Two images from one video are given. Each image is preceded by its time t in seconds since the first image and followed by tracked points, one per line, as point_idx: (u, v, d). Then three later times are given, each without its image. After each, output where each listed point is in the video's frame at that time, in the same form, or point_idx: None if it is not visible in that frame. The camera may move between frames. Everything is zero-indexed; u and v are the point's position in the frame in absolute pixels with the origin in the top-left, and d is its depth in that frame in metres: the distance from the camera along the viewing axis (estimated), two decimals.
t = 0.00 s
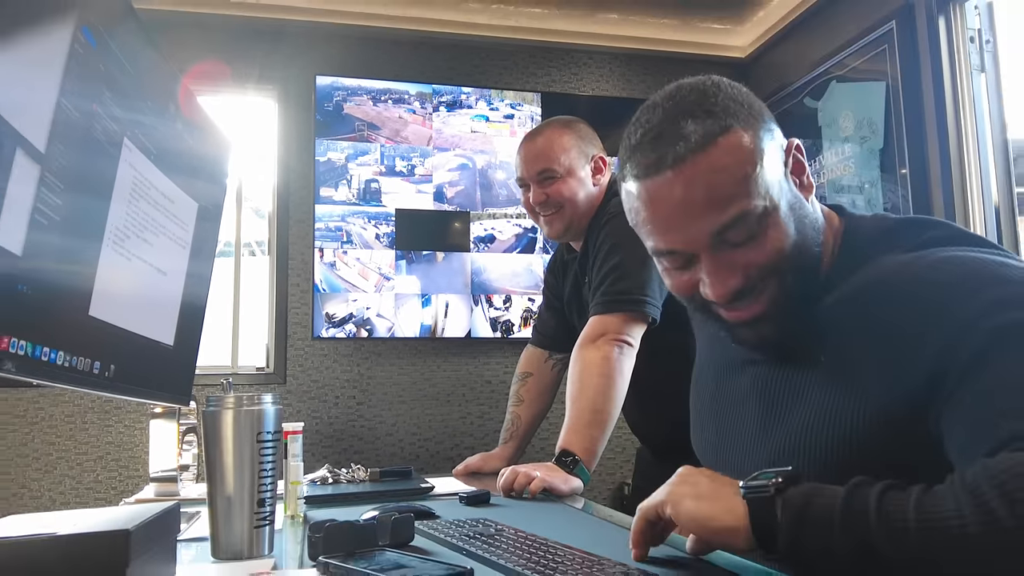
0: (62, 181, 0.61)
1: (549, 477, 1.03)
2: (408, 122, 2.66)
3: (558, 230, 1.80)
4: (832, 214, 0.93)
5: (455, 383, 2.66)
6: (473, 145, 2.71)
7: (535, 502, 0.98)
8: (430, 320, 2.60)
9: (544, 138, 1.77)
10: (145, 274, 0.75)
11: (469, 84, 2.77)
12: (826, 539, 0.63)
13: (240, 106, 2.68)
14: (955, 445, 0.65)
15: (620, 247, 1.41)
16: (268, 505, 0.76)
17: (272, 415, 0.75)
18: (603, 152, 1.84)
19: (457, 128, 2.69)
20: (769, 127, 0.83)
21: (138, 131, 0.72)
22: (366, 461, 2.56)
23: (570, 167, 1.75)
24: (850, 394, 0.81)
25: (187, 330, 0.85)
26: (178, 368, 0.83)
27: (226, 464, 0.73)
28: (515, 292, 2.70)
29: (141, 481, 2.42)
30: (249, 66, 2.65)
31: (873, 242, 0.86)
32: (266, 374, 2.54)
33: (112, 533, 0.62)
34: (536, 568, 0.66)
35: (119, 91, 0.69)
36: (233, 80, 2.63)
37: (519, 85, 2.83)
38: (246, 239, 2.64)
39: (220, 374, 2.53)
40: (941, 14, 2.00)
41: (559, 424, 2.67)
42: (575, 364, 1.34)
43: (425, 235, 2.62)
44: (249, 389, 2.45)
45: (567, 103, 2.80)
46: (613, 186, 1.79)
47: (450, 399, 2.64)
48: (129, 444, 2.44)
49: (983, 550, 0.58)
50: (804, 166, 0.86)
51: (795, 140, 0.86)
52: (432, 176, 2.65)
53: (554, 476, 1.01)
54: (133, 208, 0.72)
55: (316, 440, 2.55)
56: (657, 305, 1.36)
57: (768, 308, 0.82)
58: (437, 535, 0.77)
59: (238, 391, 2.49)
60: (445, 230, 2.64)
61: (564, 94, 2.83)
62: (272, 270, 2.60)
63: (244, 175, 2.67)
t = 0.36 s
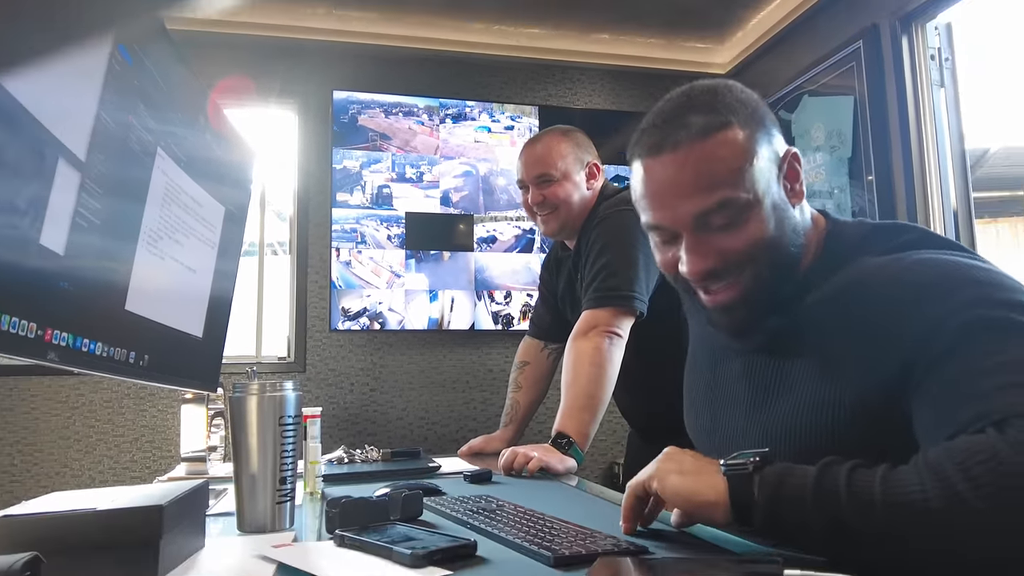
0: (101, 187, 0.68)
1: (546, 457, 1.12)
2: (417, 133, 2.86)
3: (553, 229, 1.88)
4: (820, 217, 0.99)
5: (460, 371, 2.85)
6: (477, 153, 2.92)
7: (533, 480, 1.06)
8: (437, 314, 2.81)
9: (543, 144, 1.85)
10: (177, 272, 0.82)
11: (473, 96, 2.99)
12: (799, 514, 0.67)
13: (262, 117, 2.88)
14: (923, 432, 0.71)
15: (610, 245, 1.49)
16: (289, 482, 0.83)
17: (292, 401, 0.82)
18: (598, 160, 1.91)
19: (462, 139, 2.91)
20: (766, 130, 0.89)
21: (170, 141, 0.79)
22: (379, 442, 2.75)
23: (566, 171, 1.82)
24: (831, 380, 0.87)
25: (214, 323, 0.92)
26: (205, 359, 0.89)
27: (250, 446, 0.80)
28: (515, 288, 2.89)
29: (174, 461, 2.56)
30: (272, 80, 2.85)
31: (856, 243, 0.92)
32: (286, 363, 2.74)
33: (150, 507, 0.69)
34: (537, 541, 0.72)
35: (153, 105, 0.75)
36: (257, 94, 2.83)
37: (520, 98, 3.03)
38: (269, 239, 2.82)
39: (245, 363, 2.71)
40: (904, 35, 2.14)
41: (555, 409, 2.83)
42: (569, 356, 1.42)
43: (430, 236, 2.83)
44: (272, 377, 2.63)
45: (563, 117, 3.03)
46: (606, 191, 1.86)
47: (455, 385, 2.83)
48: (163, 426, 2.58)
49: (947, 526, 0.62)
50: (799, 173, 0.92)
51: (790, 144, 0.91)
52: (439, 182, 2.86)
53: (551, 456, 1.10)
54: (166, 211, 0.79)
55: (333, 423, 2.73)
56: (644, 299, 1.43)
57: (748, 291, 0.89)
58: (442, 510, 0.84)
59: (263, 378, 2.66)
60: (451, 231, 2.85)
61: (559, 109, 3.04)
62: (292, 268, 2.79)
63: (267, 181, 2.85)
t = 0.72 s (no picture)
0: (139, 192, 0.73)
1: (543, 437, 1.23)
2: (427, 144, 3.05)
3: (549, 227, 1.97)
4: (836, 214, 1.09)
5: (465, 357, 3.05)
6: (480, 162, 3.10)
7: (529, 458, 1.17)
8: (444, 307, 3.00)
9: (541, 148, 1.93)
10: (207, 269, 0.89)
11: (476, 111, 3.17)
12: (763, 476, 0.74)
13: (287, 131, 3.03)
14: (899, 398, 0.80)
15: (601, 243, 1.57)
16: (310, 458, 0.92)
17: (313, 385, 0.91)
18: (592, 165, 2.00)
19: (467, 148, 3.09)
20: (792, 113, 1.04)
21: (202, 151, 0.85)
22: (391, 423, 2.95)
23: (563, 173, 1.90)
24: (823, 351, 0.94)
25: (242, 317, 1.00)
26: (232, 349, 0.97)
27: (274, 426, 0.88)
28: (515, 284, 3.09)
29: (205, 440, 2.83)
30: (294, 96, 3.01)
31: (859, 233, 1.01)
32: (308, 352, 2.92)
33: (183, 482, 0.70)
34: (529, 511, 0.78)
35: (187, 119, 0.81)
36: (283, 110, 3.00)
37: (518, 112, 3.23)
38: (292, 240, 3.00)
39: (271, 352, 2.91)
40: (867, 55, 2.43)
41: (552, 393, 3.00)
42: (563, 347, 1.50)
43: (440, 235, 3.01)
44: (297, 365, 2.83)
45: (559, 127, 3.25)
46: (598, 194, 1.95)
47: (461, 370, 3.04)
48: (196, 409, 2.84)
49: (896, 483, 0.68)
50: (811, 160, 1.05)
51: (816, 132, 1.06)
52: (446, 189, 3.05)
53: (548, 437, 1.20)
54: (198, 215, 0.85)
55: (350, 407, 2.93)
56: (632, 294, 1.52)
57: (727, 229, 1.07)
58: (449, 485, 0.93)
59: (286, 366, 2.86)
60: (456, 232, 3.03)
61: (554, 120, 3.25)
62: (313, 267, 2.97)
63: (291, 188, 3.02)
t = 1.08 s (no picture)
0: (152, 195, 0.72)
1: (541, 431, 1.27)
2: (429, 147, 3.08)
3: (546, 226, 2.01)
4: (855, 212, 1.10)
5: (466, 354, 3.09)
6: (482, 165, 3.13)
7: (529, 451, 1.20)
8: (447, 305, 3.03)
9: (541, 150, 1.96)
10: (217, 268, 0.90)
11: (477, 117, 3.21)
12: (745, 439, 0.77)
13: (295, 135, 3.07)
14: (897, 385, 0.81)
15: (596, 243, 1.60)
16: (317, 451, 0.95)
17: (320, 381, 0.94)
18: (589, 168, 2.04)
19: (468, 152, 3.12)
20: (813, 100, 1.14)
21: (213, 154, 0.86)
22: (395, 417, 2.99)
23: (561, 175, 1.94)
24: (838, 341, 0.97)
25: (252, 315, 1.03)
26: (241, 344, 0.99)
27: (283, 420, 0.91)
28: (515, 283, 3.12)
29: (216, 433, 2.86)
30: (302, 101, 3.05)
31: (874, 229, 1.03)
32: (315, 348, 2.96)
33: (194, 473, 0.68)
34: (529, 502, 0.81)
35: (198, 122, 0.81)
36: (291, 115, 3.03)
37: (518, 117, 3.26)
38: (300, 240, 3.04)
39: (279, 348, 2.95)
40: (855, 61, 2.49)
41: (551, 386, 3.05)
42: (560, 344, 1.53)
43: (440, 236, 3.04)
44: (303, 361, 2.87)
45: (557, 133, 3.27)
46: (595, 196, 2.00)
47: (462, 366, 3.08)
48: (207, 404, 2.88)
49: (881, 457, 0.69)
50: (818, 139, 1.12)
51: (839, 122, 1.13)
52: (448, 191, 3.08)
53: (546, 431, 1.25)
54: (208, 216, 0.85)
55: (356, 402, 2.96)
56: (626, 292, 1.55)
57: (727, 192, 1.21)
58: (451, 476, 0.97)
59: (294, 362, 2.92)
60: (458, 233, 3.06)
61: (552, 126, 3.27)
62: (319, 267, 3.01)
63: (298, 190, 3.05)
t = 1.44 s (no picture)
0: (152, 195, 0.72)
1: (541, 431, 1.27)
2: (429, 147, 3.08)
3: (550, 227, 2.01)
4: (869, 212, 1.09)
5: (466, 354, 3.09)
6: (482, 165, 3.14)
7: (529, 451, 1.20)
8: (447, 305, 3.03)
9: (544, 151, 1.97)
10: (217, 268, 0.90)
11: (477, 116, 3.21)
12: (738, 430, 0.80)
13: (295, 135, 3.07)
14: (894, 383, 0.81)
15: (599, 245, 1.60)
16: (317, 452, 0.95)
17: (319, 381, 0.94)
18: (591, 168, 2.04)
19: (469, 152, 3.13)
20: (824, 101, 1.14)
21: (213, 155, 0.86)
22: (395, 417, 2.99)
23: (565, 175, 1.94)
24: (839, 339, 0.97)
25: (252, 315, 1.03)
26: (240, 344, 0.99)
27: (283, 420, 0.91)
28: (515, 283, 3.12)
29: (216, 433, 2.87)
30: (302, 101, 3.05)
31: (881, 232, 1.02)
32: (315, 348, 2.96)
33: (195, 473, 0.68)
34: (529, 503, 0.81)
35: (198, 123, 0.81)
36: (291, 115, 3.03)
37: (518, 117, 3.26)
38: (300, 240, 3.04)
39: (279, 348, 2.95)
40: (855, 61, 2.49)
41: (551, 386, 3.05)
42: (562, 344, 1.53)
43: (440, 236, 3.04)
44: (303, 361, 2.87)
45: (557, 133, 3.27)
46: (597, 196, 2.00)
47: (462, 366, 3.08)
48: (207, 404, 2.88)
49: (864, 450, 0.71)
50: (828, 137, 1.11)
51: (852, 121, 1.12)
52: (448, 191, 3.08)
53: (546, 431, 1.25)
54: (209, 216, 0.85)
55: (356, 402, 2.96)
56: (629, 294, 1.55)
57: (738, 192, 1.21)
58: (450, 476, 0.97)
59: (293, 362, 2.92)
60: (458, 233, 3.06)
61: (552, 125, 3.27)
62: (319, 267, 3.01)
63: (298, 190, 3.06)
